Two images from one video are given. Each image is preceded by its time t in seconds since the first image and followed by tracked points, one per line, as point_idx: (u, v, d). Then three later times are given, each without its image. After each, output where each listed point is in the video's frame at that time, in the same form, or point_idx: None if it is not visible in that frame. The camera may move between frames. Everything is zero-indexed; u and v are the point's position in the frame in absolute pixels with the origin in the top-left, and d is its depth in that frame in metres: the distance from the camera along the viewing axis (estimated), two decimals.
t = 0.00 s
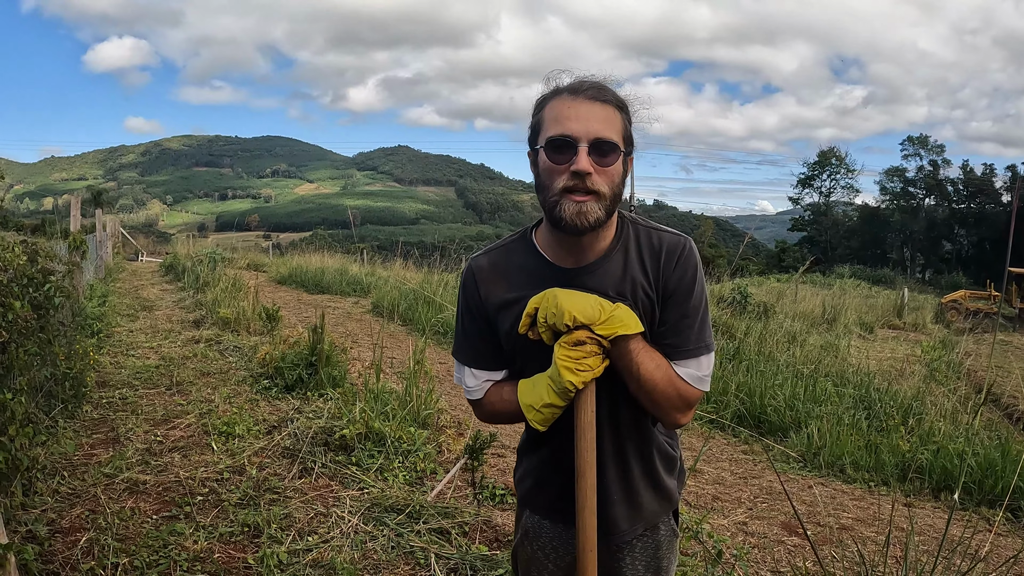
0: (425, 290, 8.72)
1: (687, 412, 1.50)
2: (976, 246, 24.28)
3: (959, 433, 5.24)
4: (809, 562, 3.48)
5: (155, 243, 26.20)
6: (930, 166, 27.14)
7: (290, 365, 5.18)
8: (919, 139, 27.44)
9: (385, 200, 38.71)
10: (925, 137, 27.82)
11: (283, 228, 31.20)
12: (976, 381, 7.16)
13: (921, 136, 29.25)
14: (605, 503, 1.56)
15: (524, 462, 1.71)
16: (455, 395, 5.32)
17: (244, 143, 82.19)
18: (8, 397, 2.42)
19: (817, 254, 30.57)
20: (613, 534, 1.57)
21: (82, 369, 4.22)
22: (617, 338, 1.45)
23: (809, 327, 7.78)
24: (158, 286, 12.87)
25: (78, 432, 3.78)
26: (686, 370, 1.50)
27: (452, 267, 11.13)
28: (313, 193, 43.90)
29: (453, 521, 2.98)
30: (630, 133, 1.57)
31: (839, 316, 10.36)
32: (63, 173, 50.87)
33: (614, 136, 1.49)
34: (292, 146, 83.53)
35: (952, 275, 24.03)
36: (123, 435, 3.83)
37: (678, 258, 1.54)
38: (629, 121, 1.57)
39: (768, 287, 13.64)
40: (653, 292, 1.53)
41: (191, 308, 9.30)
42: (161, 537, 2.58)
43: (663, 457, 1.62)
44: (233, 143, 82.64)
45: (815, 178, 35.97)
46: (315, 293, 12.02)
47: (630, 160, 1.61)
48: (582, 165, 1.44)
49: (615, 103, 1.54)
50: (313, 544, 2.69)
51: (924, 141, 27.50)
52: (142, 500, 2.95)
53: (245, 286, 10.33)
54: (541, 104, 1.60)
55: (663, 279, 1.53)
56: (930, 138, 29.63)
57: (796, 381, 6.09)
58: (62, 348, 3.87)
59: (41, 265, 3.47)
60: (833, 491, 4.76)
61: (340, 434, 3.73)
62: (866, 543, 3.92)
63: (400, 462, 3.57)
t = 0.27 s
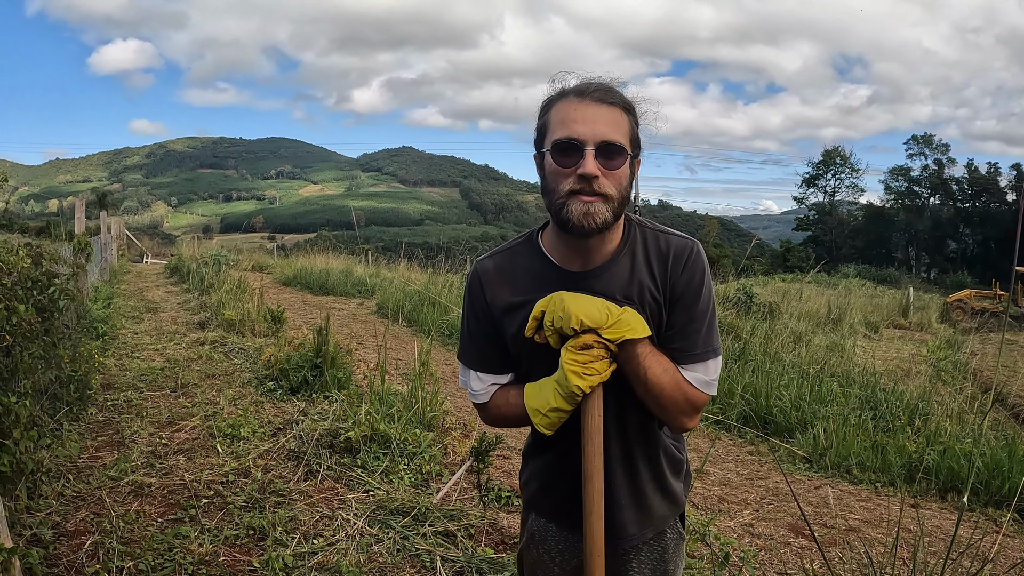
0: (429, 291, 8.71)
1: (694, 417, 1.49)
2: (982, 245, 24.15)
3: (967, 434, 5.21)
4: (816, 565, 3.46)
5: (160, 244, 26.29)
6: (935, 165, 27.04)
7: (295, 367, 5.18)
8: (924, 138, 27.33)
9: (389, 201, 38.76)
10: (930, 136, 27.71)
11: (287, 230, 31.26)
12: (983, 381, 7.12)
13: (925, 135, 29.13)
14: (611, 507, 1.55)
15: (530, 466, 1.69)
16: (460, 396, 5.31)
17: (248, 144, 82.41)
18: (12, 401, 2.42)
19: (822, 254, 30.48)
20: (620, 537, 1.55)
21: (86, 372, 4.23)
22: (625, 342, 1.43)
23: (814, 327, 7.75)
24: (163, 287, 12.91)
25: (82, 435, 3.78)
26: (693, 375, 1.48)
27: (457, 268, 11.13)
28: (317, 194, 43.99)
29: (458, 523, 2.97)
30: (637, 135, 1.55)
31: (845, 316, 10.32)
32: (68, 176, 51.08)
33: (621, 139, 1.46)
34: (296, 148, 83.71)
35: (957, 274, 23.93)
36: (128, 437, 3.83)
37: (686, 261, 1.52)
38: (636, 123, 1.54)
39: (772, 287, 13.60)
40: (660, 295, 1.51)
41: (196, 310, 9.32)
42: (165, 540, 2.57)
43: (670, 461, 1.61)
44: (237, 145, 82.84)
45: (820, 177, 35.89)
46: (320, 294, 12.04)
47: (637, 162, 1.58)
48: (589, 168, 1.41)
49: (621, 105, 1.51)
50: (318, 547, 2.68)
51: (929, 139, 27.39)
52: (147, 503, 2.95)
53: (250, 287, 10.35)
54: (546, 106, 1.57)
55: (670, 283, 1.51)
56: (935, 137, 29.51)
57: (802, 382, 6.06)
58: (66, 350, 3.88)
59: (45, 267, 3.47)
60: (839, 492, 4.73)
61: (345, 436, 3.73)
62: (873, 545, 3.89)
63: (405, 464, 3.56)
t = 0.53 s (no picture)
0: (435, 292, 8.71)
1: (704, 419, 1.47)
2: (987, 245, 24.60)
3: (975, 436, 5.17)
4: (823, 567, 3.44)
5: (167, 245, 26.41)
6: (941, 165, 26.90)
7: (301, 368, 5.18)
8: (930, 138, 27.20)
9: (394, 202, 38.82)
10: (936, 136, 27.58)
11: (292, 230, 31.35)
12: (991, 383, 7.07)
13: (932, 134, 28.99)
14: (620, 510, 1.53)
15: (537, 468, 1.68)
16: (466, 397, 5.31)
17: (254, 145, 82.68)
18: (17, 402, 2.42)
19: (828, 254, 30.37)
20: (629, 540, 1.53)
21: (92, 373, 4.24)
22: (634, 345, 1.42)
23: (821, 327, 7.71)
24: (169, 288, 12.96)
25: (88, 436, 3.79)
26: (703, 378, 1.46)
27: (462, 268, 11.13)
28: (323, 195, 44.11)
29: (465, 525, 2.96)
30: (645, 137, 1.52)
31: (851, 316, 10.27)
32: (76, 177, 51.39)
33: (629, 140, 1.44)
34: (301, 149, 83.95)
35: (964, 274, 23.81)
36: (134, 438, 3.84)
37: (695, 263, 1.50)
38: (644, 124, 1.52)
39: (778, 288, 13.56)
40: (669, 298, 1.49)
41: (202, 311, 9.35)
42: (170, 542, 2.57)
43: (678, 463, 1.58)
44: (242, 146, 83.14)
45: (826, 178, 35.77)
46: (325, 295, 12.06)
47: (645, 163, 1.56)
48: (597, 169, 1.39)
49: (629, 106, 1.49)
50: (324, 549, 2.67)
51: (935, 139, 27.25)
52: (152, 504, 2.95)
53: (256, 288, 10.38)
54: (554, 107, 1.55)
55: (679, 285, 1.50)
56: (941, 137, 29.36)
57: (809, 383, 6.02)
58: (72, 351, 3.89)
59: (50, 269, 3.47)
60: (846, 494, 4.70)
61: (351, 438, 3.72)
62: (880, 548, 3.86)
63: (411, 465, 3.55)
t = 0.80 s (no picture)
0: (440, 293, 8.71)
1: (705, 424, 1.45)
2: (995, 245, 24.46)
3: (982, 437, 5.13)
4: (827, 571, 3.42)
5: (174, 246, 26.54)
6: (949, 165, 26.74)
7: (306, 369, 5.19)
8: (938, 137, 27.02)
9: (400, 202, 38.87)
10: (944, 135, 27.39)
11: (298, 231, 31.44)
12: (1000, 384, 7.01)
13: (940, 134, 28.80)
14: (621, 515, 1.52)
15: (539, 472, 1.67)
16: (471, 398, 5.30)
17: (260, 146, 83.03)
18: (21, 405, 2.44)
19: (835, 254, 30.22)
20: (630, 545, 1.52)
21: (97, 374, 4.27)
22: (635, 351, 1.40)
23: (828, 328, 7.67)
24: (176, 289, 13.02)
25: (93, 437, 3.81)
26: (703, 383, 1.44)
27: (468, 269, 11.13)
28: (329, 195, 44.23)
29: (468, 528, 2.95)
30: (648, 142, 1.51)
31: (859, 317, 10.20)
32: (84, 178, 51.74)
33: (633, 146, 1.43)
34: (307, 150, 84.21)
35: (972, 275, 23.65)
36: (138, 440, 3.85)
37: (695, 267, 1.48)
38: (648, 130, 1.51)
39: (784, 288, 13.51)
40: (669, 303, 1.48)
41: (209, 312, 9.39)
42: (174, 544, 2.57)
43: (681, 467, 1.56)
44: (249, 147, 83.45)
45: (833, 177, 35.61)
46: (332, 295, 12.08)
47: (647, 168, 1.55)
48: (600, 175, 1.38)
49: (633, 111, 1.48)
50: (326, 552, 2.67)
51: (943, 139, 27.07)
52: (156, 506, 2.96)
53: (262, 289, 10.41)
54: (557, 110, 1.54)
55: (679, 290, 1.48)
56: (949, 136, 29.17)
57: (815, 384, 5.98)
58: (77, 353, 3.91)
59: (55, 271, 3.49)
60: (852, 497, 4.67)
61: (355, 440, 3.72)
62: (885, 551, 3.84)
63: (415, 467, 3.54)
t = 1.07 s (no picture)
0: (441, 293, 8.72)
1: (673, 424, 1.43)
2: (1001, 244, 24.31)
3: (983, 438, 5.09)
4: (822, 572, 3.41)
5: (179, 247, 26.65)
6: (955, 163, 26.57)
7: (304, 369, 5.21)
8: (943, 136, 26.88)
9: (403, 203, 38.91)
10: (949, 133, 27.22)
11: (303, 232, 31.52)
12: (1003, 384, 6.96)
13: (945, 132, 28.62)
14: (592, 515, 1.51)
15: (514, 471, 1.67)
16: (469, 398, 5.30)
17: (265, 147, 83.34)
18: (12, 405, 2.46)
19: (840, 254, 30.10)
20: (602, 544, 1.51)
21: (94, 375, 4.30)
22: (599, 350, 1.39)
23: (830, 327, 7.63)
24: (179, 290, 13.07)
25: (90, 437, 3.83)
26: (672, 382, 1.42)
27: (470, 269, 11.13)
28: (333, 196, 44.33)
29: (458, 528, 2.95)
30: (616, 143, 1.50)
31: (863, 316, 10.15)
32: (90, 180, 52.03)
33: (599, 146, 1.42)
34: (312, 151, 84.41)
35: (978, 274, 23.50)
36: (135, 439, 3.88)
37: (663, 265, 1.46)
38: (615, 130, 1.49)
39: (788, 287, 13.44)
40: (635, 301, 1.45)
41: (211, 312, 9.43)
42: (164, 542, 2.59)
43: (654, 466, 1.54)
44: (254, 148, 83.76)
45: (838, 176, 35.46)
46: (334, 296, 12.11)
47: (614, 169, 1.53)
48: (565, 174, 1.37)
49: (601, 111, 1.47)
50: (316, 551, 2.67)
51: (948, 137, 26.91)
52: (149, 505, 2.98)
53: (264, 290, 10.44)
54: (524, 109, 1.52)
55: (646, 288, 1.45)
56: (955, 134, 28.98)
57: (816, 384, 5.95)
58: (73, 353, 3.94)
59: (51, 272, 3.51)
60: (850, 497, 4.65)
61: (349, 440, 3.73)
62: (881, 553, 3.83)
63: (408, 467, 3.54)
